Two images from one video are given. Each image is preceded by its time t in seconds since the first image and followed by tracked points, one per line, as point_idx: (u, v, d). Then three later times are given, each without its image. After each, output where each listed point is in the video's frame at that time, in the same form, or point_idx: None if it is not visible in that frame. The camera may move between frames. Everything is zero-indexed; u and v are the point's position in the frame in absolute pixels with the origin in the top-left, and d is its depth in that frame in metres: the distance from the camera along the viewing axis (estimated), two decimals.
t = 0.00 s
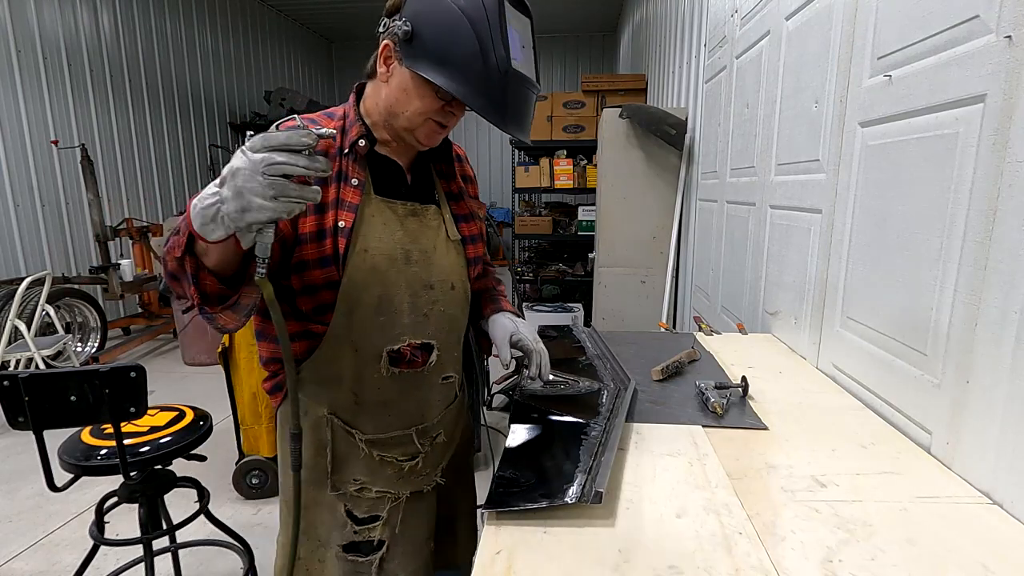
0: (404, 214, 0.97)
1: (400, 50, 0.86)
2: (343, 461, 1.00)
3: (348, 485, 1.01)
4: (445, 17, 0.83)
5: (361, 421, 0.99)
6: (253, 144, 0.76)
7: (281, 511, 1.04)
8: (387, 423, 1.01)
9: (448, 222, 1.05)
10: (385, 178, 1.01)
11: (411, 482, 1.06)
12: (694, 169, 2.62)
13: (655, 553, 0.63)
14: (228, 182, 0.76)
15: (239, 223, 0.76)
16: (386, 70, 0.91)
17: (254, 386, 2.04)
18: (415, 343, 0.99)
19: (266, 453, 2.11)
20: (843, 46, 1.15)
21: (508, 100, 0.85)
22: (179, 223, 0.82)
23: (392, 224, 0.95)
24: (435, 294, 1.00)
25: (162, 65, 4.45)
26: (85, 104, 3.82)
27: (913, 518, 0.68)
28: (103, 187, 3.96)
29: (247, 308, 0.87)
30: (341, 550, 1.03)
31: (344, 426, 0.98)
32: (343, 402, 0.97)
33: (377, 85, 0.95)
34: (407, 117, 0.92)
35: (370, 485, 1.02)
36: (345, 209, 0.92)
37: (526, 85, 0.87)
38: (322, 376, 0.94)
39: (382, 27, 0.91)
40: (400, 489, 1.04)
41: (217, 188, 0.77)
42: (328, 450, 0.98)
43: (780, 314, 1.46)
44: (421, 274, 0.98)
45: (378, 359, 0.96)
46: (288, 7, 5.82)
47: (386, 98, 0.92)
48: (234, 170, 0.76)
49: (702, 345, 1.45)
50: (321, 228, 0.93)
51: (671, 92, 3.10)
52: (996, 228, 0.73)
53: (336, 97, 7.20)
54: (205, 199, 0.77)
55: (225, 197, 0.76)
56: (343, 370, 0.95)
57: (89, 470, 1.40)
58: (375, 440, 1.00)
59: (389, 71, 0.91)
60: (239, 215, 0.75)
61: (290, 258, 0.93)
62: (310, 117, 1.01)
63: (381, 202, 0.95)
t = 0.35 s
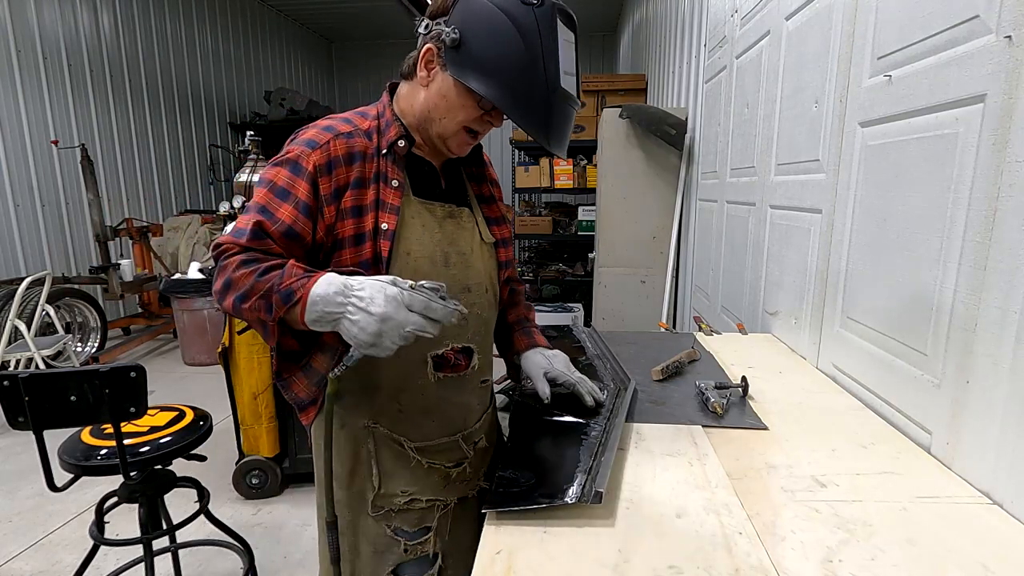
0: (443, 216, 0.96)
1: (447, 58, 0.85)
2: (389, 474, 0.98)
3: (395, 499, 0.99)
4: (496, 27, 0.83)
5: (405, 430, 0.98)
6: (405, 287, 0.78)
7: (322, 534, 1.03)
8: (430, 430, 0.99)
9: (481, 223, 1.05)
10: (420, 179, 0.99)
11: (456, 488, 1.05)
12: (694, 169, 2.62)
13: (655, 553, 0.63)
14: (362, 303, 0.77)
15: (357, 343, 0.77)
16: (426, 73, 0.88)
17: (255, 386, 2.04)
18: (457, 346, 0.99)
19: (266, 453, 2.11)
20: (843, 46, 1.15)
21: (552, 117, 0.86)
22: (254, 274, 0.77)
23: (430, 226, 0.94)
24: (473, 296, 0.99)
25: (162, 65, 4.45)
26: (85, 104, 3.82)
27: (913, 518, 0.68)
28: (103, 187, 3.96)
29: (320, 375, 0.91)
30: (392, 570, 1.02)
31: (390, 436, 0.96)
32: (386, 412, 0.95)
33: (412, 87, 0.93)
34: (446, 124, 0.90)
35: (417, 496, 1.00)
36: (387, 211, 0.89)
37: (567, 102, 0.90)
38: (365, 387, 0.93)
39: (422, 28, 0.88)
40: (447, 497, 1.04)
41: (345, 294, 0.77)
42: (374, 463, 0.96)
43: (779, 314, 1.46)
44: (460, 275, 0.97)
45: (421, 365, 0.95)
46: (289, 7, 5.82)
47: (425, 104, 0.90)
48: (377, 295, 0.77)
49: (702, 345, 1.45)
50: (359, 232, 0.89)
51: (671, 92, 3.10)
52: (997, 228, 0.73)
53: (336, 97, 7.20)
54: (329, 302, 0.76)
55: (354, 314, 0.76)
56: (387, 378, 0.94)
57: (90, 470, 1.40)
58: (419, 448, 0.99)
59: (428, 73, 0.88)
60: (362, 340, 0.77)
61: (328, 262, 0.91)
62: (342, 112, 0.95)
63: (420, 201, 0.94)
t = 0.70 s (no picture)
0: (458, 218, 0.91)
1: (477, 54, 0.78)
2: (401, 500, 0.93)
3: (406, 528, 0.94)
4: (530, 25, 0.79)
5: (418, 455, 0.92)
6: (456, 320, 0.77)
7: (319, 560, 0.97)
8: (446, 454, 0.95)
9: (492, 226, 1.01)
10: (433, 181, 0.94)
11: (468, 510, 1.01)
12: (694, 169, 2.62)
13: (655, 553, 0.63)
14: (413, 337, 0.73)
15: (404, 375, 0.74)
16: (448, 66, 0.81)
17: (255, 386, 2.04)
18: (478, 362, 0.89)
19: (266, 453, 2.11)
20: (843, 46, 1.15)
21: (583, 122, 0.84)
22: (275, 297, 0.71)
23: (447, 230, 0.89)
24: (487, 306, 0.96)
25: (162, 65, 4.45)
26: (85, 104, 3.82)
27: (914, 518, 0.68)
28: (103, 187, 3.96)
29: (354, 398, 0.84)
30: None
31: (404, 463, 0.91)
32: (400, 437, 0.90)
33: (429, 79, 0.84)
34: (471, 124, 0.83)
35: (429, 524, 0.96)
36: (404, 215, 0.83)
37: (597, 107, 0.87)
38: (377, 410, 0.88)
39: (444, 15, 0.80)
40: (459, 524, 0.99)
41: (392, 326, 0.73)
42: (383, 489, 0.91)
43: (780, 314, 1.46)
44: (478, 283, 0.93)
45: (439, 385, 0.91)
46: (289, 7, 5.82)
47: (447, 101, 0.83)
48: (428, 330, 0.74)
49: (702, 345, 1.45)
50: (371, 237, 0.83)
51: (671, 92, 3.10)
52: (996, 228, 0.73)
53: (336, 96, 7.20)
54: (376, 335, 0.73)
55: (402, 349, 0.73)
56: (402, 400, 0.89)
57: (89, 470, 1.40)
58: (433, 474, 0.94)
59: (450, 67, 0.81)
60: (410, 373, 0.74)
61: (335, 270, 0.84)
62: (346, 101, 0.87)
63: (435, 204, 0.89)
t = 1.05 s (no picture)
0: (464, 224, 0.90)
1: (489, 44, 0.71)
2: (412, 530, 0.92)
3: (417, 562, 0.94)
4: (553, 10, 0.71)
5: (425, 481, 0.91)
6: (437, 310, 0.64)
7: None
8: (457, 479, 0.93)
9: (493, 228, 1.02)
10: (432, 180, 0.92)
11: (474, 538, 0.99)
12: (694, 169, 2.62)
13: (655, 553, 0.63)
14: (401, 348, 0.64)
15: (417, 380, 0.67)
16: (455, 57, 0.74)
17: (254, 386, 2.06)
18: (484, 377, 0.93)
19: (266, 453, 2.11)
20: (843, 47, 1.15)
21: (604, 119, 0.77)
22: (253, 314, 0.62)
23: (454, 239, 0.88)
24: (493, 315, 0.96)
25: (162, 64, 4.45)
26: (85, 104, 3.82)
27: (913, 518, 0.68)
28: (103, 187, 3.96)
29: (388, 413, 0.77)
30: None
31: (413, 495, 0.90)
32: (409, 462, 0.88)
33: (431, 67, 0.77)
34: (479, 118, 0.78)
35: (443, 555, 0.96)
36: (407, 220, 0.77)
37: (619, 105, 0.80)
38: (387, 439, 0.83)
39: None
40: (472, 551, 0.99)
41: (379, 337, 0.64)
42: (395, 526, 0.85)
43: (779, 314, 1.46)
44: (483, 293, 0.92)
45: (450, 407, 0.89)
46: (288, 7, 5.82)
47: (454, 94, 0.77)
48: (412, 331, 0.64)
49: (702, 345, 1.45)
50: (374, 246, 0.75)
51: (671, 92, 3.10)
52: (996, 228, 0.73)
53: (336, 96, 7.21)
54: (364, 357, 0.64)
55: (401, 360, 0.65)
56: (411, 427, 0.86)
57: (89, 470, 1.40)
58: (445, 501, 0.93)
59: (457, 58, 0.74)
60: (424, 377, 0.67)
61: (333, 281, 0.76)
62: (333, 92, 0.79)
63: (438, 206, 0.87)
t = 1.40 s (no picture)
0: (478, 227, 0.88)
1: (517, 59, 0.71)
2: (422, 534, 0.89)
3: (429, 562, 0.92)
4: (582, 22, 0.72)
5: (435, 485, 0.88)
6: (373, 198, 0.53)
7: None
8: (462, 481, 0.92)
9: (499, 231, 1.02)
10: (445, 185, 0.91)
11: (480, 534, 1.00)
12: (694, 169, 2.63)
13: (654, 553, 0.63)
14: (365, 262, 0.55)
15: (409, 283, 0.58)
16: (477, 69, 0.73)
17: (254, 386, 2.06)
18: (494, 383, 0.95)
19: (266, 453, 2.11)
20: (842, 46, 1.15)
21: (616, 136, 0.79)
22: (228, 290, 0.58)
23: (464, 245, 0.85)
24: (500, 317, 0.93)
25: (162, 64, 4.45)
26: (85, 104, 3.82)
27: (914, 518, 0.68)
28: (103, 187, 3.96)
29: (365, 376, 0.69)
30: None
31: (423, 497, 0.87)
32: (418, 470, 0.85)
33: (449, 74, 0.77)
34: (495, 129, 0.78)
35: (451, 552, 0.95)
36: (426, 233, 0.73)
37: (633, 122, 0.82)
38: (396, 442, 0.82)
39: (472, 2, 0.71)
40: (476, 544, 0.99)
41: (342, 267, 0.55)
42: (405, 527, 0.85)
43: (779, 314, 1.46)
44: (491, 298, 0.89)
45: (457, 412, 0.86)
46: (289, 7, 5.82)
47: (473, 103, 0.76)
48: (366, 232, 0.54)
49: (702, 345, 1.45)
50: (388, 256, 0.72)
51: (671, 92, 3.10)
52: (997, 227, 0.73)
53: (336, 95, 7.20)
54: (335, 294, 0.55)
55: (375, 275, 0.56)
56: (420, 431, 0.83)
57: (89, 470, 1.40)
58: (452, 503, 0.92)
59: (480, 70, 0.73)
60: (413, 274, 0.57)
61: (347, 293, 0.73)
62: (343, 93, 0.76)
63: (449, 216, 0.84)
